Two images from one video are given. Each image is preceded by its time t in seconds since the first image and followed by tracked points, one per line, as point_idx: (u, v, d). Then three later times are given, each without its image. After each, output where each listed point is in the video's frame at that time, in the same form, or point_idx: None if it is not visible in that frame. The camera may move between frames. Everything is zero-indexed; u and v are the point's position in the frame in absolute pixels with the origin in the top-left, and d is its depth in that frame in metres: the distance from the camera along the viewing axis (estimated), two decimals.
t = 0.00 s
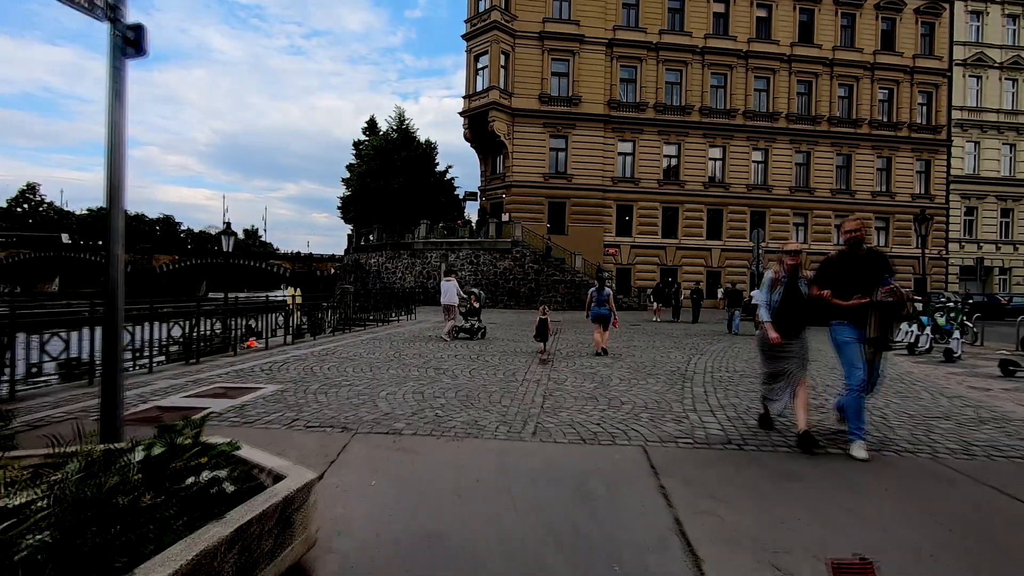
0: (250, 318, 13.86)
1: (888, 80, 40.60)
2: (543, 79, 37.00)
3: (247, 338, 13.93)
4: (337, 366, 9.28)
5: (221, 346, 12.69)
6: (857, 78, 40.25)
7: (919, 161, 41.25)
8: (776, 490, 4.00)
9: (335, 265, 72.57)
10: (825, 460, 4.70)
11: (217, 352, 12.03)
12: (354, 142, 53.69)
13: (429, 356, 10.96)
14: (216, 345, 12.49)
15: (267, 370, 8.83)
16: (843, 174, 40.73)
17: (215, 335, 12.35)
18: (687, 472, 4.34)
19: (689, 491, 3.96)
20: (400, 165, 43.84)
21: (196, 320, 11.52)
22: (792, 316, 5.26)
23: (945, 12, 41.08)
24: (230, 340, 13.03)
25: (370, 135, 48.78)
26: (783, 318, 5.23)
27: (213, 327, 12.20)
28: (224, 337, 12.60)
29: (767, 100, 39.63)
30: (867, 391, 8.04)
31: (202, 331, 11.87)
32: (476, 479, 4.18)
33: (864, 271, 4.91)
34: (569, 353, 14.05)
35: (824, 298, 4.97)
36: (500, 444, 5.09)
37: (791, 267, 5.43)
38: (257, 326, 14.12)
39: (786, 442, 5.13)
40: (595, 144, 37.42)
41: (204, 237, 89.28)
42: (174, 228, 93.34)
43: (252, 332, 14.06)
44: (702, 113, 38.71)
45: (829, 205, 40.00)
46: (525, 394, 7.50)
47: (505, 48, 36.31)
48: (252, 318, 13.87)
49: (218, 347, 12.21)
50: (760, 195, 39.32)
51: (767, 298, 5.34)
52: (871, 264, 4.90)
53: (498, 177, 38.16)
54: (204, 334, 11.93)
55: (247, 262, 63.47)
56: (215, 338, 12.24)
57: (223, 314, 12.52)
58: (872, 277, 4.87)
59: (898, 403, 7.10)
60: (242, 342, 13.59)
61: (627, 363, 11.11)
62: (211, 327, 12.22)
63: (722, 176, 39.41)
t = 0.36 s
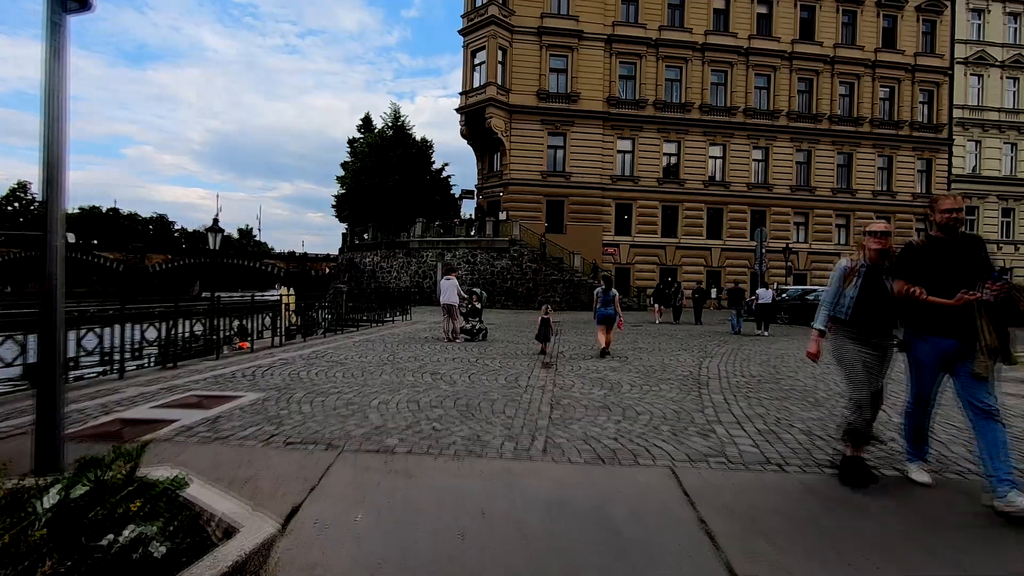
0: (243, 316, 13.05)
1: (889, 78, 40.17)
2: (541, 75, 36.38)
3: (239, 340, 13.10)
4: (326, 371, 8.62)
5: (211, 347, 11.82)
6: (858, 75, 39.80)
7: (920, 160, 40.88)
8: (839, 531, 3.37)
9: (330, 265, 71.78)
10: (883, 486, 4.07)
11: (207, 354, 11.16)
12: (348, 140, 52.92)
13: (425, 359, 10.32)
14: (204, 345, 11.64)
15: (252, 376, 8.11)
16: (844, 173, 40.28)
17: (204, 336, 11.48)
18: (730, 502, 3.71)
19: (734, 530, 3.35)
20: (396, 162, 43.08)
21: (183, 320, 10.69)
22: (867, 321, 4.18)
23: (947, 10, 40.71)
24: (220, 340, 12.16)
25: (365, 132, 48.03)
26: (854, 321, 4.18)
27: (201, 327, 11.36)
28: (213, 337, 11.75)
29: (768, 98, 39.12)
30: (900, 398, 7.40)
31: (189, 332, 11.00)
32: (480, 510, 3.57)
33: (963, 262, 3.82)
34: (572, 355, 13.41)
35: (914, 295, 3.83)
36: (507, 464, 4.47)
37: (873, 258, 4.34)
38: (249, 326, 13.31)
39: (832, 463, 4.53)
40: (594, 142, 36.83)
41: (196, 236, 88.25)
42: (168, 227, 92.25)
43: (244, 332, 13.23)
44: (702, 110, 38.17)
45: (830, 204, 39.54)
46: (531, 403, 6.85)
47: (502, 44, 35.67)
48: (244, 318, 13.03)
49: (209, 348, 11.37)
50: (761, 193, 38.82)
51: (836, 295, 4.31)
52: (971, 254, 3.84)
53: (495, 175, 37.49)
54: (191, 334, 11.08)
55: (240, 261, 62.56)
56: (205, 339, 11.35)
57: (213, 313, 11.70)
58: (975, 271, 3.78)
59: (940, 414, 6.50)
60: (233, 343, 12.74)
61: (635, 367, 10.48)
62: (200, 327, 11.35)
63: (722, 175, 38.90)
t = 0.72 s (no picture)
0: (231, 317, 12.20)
1: (887, 78, 39.91)
2: (537, 72, 35.85)
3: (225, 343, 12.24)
4: (311, 379, 7.96)
5: (195, 350, 10.94)
6: (856, 74, 39.49)
7: (918, 160, 40.66)
8: None
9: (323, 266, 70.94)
10: (949, 520, 3.50)
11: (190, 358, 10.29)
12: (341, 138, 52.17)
13: (418, 364, 9.69)
14: (186, 349, 10.76)
15: (229, 385, 7.43)
16: (842, 173, 39.96)
17: (185, 339, 10.61)
18: (779, 548, 3.14)
19: None
20: (389, 160, 42.36)
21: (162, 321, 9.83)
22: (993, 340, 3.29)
23: (945, 9, 40.50)
24: (204, 343, 11.29)
25: (358, 130, 47.30)
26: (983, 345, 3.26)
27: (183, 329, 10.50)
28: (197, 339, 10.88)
29: (766, 96, 38.72)
30: (933, 407, 6.83)
31: (169, 335, 10.13)
32: (482, 557, 2.98)
33: None
34: (572, 358, 12.82)
35: None
36: (512, 493, 3.87)
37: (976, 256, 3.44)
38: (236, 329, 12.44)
39: (887, 491, 3.94)
40: (590, 140, 36.31)
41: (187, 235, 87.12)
42: (160, 227, 91.10)
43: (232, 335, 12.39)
44: (700, 109, 37.72)
45: (828, 203, 39.20)
46: (533, 414, 6.25)
47: (497, 40, 35.08)
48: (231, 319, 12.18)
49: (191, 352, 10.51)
50: (759, 193, 38.43)
51: (952, 310, 3.32)
52: None
53: (490, 173, 36.91)
54: (172, 337, 10.21)
55: (231, 261, 61.62)
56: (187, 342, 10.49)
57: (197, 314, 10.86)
58: None
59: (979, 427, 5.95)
60: (219, 347, 11.87)
61: (640, 372, 9.90)
62: (182, 330, 10.50)
63: (720, 174, 38.48)
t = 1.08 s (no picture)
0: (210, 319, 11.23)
1: (884, 77, 39.58)
2: (532, 69, 35.23)
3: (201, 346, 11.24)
4: (290, 392, 7.25)
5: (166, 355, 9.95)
6: (854, 73, 39.12)
7: (915, 160, 40.41)
8: None
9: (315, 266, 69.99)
10: None
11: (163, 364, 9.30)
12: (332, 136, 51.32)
13: (409, 373, 9.00)
14: (156, 353, 9.79)
15: (198, 398, 6.69)
16: (840, 173, 39.60)
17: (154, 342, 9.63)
18: None
19: None
20: (381, 158, 41.54)
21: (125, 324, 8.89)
22: None
23: (942, 8, 40.21)
24: (177, 348, 10.32)
25: (350, 128, 46.48)
26: None
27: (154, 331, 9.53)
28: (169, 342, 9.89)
29: (763, 95, 38.28)
30: (972, 422, 6.24)
31: (133, 339, 9.16)
32: None
33: None
34: (572, 362, 12.18)
35: None
36: (520, 542, 3.20)
37: None
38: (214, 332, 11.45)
39: (966, 536, 3.31)
40: (586, 138, 35.74)
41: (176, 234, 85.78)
42: (150, 227, 89.75)
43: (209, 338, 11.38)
44: (697, 107, 37.21)
45: (826, 203, 38.85)
46: (536, 433, 5.60)
47: (491, 37, 34.41)
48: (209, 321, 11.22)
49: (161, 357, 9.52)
50: (756, 192, 38.00)
51: None
52: None
53: (485, 172, 36.27)
54: (138, 341, 9.24)
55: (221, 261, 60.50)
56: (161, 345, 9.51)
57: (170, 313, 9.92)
58: None
59: None
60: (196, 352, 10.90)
61: (647, 380, 9.28)
62: (151, 332, 9.55)
63: (717, 174, 38.00)
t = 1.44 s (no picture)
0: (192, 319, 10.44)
1: (886, 75, 39.20)
2: (530, 66, 34.67)
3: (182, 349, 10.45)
4: (276, 400, 6.61)
5: (142, 359, 9.15)
6: (855, 71, 38.73)
7: (916, 159, 40.06)
8: None
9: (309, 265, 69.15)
10: None
11: (139, 369, 8.51)
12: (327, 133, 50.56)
13: (407, 378, 8.39)
14: (132, 356, 8.99)
15: (173, 409, 6.04)
16: (841, 172, 39.17)
17: (130, 344, 8.83)
18: None
19: None
20: (376, 156, 40.83)
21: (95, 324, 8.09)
22: None
23: (943, 6, 39.88)
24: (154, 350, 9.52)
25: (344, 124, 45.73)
26: None
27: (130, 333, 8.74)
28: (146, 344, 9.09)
29: (764, 93, 37.83)
30: None
31: (107, 341, 8.36)
32: None
33: None
34: (578, 365, 11.60)
35: None
36: None
37: None
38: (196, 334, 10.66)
39: None
40: (585, 136, 35.17)
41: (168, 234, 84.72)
42: (142, 226, 88.63)
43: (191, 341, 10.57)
44: (697, 105, 36.72)
45: (826, 202, 38.44)
46: (551, 450, 4.98)
47: (489, 32, 33.79)
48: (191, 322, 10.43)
49: (138, 361, 8.74)
50: (757, 191, 37.56)
51: None
52: None
53: (482, 170, 35.69)
54: (112, 344, 8.45)
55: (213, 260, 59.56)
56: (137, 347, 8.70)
57: (148, 313, 9.14)
58: None
59: None
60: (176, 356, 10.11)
61: (662, 386, 8.68)
62: (127, 333, 8.76)
63: (718, 173, 37.51)
